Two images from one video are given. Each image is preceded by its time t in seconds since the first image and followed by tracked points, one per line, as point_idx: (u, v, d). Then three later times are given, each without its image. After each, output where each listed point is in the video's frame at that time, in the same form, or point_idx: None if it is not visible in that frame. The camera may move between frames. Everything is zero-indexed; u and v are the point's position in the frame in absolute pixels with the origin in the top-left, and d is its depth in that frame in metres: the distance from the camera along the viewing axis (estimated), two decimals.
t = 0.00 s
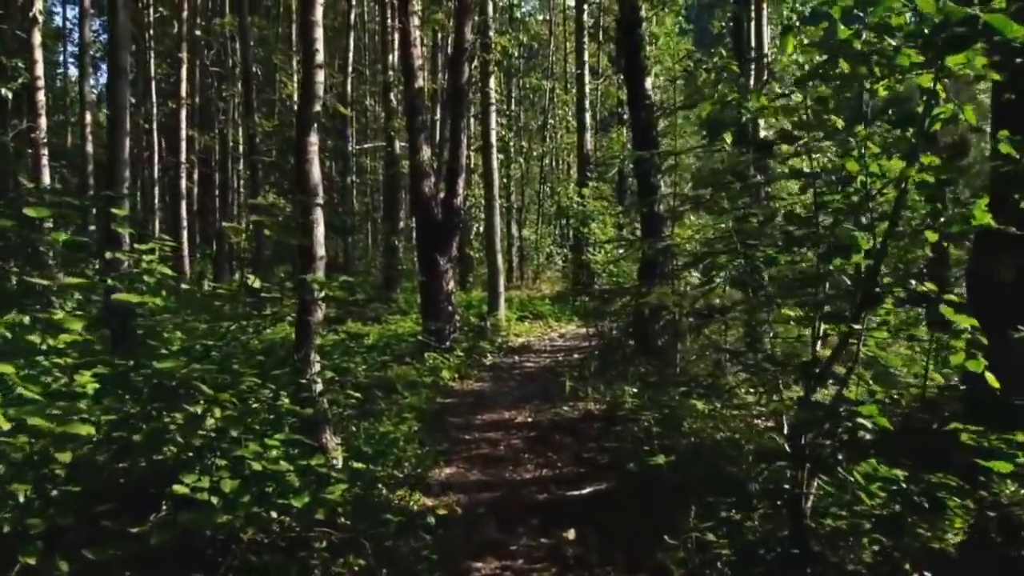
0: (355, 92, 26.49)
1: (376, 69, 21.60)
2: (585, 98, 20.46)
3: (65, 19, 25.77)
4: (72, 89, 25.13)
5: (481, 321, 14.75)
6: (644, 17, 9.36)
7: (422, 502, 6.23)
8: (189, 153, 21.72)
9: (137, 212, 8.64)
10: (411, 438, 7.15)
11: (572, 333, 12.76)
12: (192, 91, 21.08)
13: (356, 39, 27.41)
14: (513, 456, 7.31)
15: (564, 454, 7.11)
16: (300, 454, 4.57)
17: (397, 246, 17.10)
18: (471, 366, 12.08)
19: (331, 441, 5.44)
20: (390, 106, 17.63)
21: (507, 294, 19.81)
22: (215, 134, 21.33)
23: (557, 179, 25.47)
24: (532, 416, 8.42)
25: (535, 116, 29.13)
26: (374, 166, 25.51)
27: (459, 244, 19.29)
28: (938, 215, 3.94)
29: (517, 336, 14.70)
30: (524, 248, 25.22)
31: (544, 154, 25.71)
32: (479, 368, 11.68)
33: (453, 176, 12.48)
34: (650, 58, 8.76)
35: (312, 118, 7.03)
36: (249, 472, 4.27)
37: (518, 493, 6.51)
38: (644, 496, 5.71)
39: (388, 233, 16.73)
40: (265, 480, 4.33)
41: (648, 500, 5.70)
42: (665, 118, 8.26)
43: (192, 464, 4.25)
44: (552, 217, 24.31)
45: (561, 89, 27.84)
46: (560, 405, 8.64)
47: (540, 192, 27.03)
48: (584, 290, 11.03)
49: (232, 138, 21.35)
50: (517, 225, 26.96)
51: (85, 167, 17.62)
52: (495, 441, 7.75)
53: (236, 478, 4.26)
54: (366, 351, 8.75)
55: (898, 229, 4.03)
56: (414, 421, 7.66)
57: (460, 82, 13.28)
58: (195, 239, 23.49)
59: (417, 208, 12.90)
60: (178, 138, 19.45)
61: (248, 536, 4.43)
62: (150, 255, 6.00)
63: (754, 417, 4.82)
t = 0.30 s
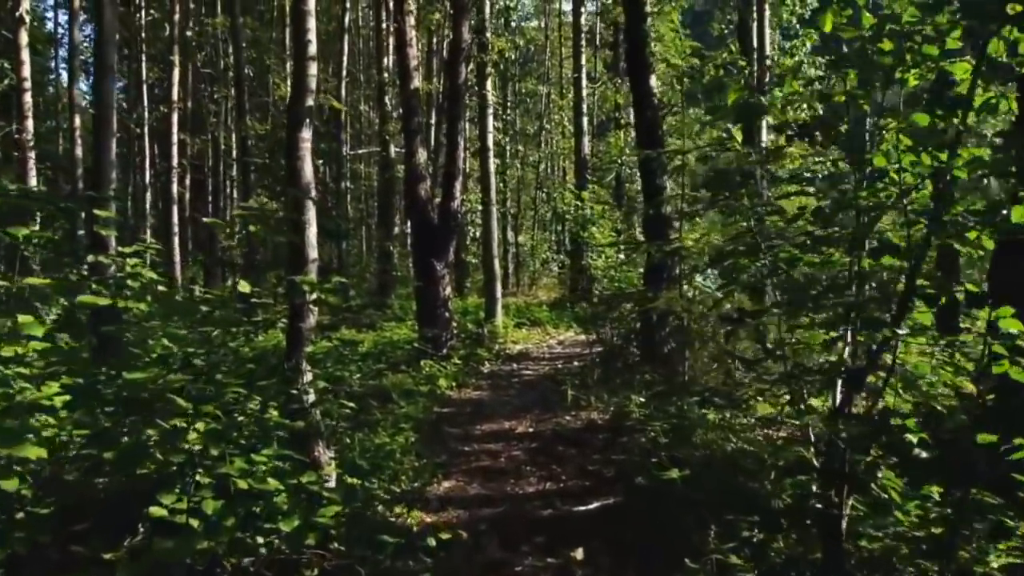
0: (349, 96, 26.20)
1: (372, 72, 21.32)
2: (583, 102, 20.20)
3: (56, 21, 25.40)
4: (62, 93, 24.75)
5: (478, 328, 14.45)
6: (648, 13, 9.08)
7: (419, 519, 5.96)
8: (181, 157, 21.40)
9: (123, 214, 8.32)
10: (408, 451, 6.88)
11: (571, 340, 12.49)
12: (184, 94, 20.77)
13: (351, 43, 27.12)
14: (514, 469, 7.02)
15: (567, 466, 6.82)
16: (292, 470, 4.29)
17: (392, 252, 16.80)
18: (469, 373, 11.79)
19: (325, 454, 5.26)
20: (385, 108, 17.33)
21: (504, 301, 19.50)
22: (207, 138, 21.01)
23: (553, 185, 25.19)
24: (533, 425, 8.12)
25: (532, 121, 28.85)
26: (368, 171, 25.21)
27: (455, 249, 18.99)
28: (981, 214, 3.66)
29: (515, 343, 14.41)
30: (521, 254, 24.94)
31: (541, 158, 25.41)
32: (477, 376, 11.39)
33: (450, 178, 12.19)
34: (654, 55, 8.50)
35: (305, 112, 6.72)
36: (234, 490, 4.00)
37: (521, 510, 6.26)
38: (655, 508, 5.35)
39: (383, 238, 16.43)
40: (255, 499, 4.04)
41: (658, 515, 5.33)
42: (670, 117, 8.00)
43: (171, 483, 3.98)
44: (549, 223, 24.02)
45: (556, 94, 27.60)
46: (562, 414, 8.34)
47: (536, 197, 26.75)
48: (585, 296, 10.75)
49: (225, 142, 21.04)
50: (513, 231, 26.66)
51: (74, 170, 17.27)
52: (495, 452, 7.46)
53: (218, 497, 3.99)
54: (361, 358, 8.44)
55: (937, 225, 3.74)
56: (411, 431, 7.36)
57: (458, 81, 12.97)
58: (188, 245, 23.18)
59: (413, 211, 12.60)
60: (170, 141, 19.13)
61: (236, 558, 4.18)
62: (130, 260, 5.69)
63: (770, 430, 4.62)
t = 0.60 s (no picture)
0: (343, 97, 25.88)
1: (366, 73, 21.00)
2: (580, 103, 19.89)
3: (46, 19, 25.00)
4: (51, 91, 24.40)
5: (474, 333, 14.18)
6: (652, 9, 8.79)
7: (415, 538, 5.73)
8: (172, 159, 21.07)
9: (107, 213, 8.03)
10: (403, 463, 6.64)
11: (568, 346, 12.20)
12: (176, 95, 20.43)
13: (346, 43, 26.84)
14: (514, 482, 6.79)
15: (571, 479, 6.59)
16: (281, 489, 4.02)
17: (386, 254, 16.52)
18: (465, 379, 11.53)
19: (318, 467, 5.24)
20: (380, 109, 17.02)
21: (501, 304, 19.20)
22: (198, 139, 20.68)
23: (549, 187, 24.88)
24: (534, 434, 7.87)
25: (526, 123, 28.58)
26: (361, 175, 24.95)
27: (451, 251, 18.70)
28: None
29: (512, 348, 14.12)
30: (516, 259, 24.66)
31: (537, 160, 25.16)
32: (473, 383, 11.11)
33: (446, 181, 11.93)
34: (659, 51, 8.20)
35: (293, 106, 6.40)
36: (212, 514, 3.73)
37: (521, 526, 6.16)
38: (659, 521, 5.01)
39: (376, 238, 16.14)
40: (235, 524, 3.75)
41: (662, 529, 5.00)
42: (675, 114, 7.71)
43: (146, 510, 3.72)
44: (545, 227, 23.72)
45: (552, 95, 27.26)
46: (562, 423, 8.07)
47: (532, 200, 26.45)
48: (587, 301, 10.47)
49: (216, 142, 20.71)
50: (509, 234, 26.37)
51: (61, 173, 16.93)
52: (493, 464, 7.19)
53: (193, 524, 3.71)
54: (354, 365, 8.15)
55: (981, 226, 3.60)
56: (407, 441, 7.10)
57: (453, 79, 12.66)
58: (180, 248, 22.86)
59: (408, 213, 12.32)
60: (160, 143, 18.81)
61: None
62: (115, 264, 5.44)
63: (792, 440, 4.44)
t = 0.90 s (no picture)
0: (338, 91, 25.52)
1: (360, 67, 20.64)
2: (578, 96, 19.55)
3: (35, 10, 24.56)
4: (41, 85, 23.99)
5: (472, 330, 13.86)
6: None
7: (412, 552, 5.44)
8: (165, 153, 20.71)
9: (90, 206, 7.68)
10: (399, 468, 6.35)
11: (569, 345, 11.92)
12: (168, 88, 20.07)
13: (340, 36, 26.46)
14: (515, 489, 6.49)
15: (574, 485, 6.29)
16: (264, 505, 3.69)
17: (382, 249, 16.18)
18: (463, 378, 11.23)
19: (303, 477, 4.88)
20: (375, 101, 16.67)
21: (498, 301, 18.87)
22: (190, 133, 20.32)
23: (547, 183, 24.57)
24: (534, 437, 7.56)
25: (523, 117, 28.25)
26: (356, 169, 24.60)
27: (448, 247, 18.36)
28: None
29: (511, 345, 13.81)
30: (513, 255, 24.34)
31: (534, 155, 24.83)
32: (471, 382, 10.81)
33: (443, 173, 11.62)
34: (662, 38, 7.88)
35: (279, 92, 6.08)
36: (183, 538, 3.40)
37: (523, 538, 5.84)
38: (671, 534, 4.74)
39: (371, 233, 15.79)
40: (210, 548, 3.37)
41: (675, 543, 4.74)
42: (681, 102, 7.39)
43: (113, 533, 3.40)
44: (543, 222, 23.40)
45: (550, 89, 26.90)
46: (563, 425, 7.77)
47: (530, 195, 26.12)
48: (587, 297, 10.17)
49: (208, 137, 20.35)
50: (506, 230, 26.04)
51: (49, 166, 16.57)
52: (493, 468, 6.89)
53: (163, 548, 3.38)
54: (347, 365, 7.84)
55: None
56: (403, 446, 6.80)
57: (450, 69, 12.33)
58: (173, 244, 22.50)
59: (403, 208, 11.99)
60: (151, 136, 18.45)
61: None
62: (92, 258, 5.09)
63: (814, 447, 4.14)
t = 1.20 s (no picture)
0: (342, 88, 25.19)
1: (363, 63, 20.31)
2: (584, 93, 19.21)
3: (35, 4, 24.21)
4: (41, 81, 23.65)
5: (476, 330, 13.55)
6: None
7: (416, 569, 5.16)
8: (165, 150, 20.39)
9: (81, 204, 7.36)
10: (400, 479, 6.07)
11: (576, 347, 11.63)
12: (168, 85, 19.75)
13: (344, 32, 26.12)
14: (522, 501, 6.22)
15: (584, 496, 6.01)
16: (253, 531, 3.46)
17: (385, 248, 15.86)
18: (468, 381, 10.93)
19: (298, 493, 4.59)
20: (378, 98, 16.34)
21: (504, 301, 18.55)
22: (191, 130, 20.00)
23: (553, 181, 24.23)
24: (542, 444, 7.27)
25: (528, 115, 27.90)
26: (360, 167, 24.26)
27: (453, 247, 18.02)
28: None
29: (516, 346, 13.50)
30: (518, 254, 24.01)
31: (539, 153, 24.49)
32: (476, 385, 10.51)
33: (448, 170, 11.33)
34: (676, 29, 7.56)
35: (273, 80, 5.78)
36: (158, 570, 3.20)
37: (532, 554, 5.56)
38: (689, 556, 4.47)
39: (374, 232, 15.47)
40: None
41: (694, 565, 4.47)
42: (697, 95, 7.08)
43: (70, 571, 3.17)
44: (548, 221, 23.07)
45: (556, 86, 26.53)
46: (571, 431, 7.46)
47: (535, 193, 25.77)
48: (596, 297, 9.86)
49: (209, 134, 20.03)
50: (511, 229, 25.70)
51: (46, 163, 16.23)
52: (500, 478, 6.60)
53: None
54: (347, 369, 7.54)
55: None
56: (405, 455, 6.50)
57: (454, 63, 12.01)
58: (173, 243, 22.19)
59: (406, 205, 11.69)
60: (151, 133, 18.13)
61: None
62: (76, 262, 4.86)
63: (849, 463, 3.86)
